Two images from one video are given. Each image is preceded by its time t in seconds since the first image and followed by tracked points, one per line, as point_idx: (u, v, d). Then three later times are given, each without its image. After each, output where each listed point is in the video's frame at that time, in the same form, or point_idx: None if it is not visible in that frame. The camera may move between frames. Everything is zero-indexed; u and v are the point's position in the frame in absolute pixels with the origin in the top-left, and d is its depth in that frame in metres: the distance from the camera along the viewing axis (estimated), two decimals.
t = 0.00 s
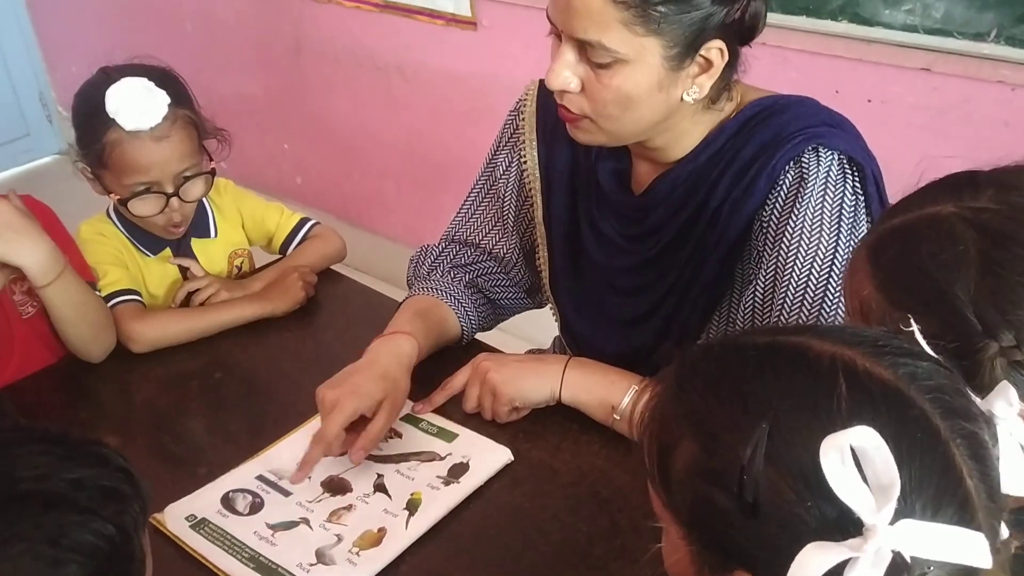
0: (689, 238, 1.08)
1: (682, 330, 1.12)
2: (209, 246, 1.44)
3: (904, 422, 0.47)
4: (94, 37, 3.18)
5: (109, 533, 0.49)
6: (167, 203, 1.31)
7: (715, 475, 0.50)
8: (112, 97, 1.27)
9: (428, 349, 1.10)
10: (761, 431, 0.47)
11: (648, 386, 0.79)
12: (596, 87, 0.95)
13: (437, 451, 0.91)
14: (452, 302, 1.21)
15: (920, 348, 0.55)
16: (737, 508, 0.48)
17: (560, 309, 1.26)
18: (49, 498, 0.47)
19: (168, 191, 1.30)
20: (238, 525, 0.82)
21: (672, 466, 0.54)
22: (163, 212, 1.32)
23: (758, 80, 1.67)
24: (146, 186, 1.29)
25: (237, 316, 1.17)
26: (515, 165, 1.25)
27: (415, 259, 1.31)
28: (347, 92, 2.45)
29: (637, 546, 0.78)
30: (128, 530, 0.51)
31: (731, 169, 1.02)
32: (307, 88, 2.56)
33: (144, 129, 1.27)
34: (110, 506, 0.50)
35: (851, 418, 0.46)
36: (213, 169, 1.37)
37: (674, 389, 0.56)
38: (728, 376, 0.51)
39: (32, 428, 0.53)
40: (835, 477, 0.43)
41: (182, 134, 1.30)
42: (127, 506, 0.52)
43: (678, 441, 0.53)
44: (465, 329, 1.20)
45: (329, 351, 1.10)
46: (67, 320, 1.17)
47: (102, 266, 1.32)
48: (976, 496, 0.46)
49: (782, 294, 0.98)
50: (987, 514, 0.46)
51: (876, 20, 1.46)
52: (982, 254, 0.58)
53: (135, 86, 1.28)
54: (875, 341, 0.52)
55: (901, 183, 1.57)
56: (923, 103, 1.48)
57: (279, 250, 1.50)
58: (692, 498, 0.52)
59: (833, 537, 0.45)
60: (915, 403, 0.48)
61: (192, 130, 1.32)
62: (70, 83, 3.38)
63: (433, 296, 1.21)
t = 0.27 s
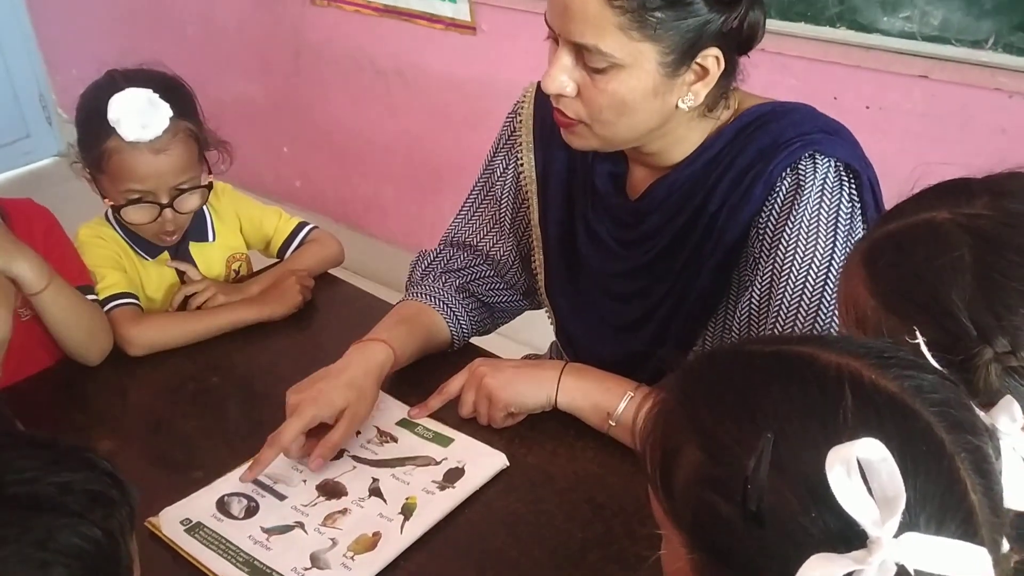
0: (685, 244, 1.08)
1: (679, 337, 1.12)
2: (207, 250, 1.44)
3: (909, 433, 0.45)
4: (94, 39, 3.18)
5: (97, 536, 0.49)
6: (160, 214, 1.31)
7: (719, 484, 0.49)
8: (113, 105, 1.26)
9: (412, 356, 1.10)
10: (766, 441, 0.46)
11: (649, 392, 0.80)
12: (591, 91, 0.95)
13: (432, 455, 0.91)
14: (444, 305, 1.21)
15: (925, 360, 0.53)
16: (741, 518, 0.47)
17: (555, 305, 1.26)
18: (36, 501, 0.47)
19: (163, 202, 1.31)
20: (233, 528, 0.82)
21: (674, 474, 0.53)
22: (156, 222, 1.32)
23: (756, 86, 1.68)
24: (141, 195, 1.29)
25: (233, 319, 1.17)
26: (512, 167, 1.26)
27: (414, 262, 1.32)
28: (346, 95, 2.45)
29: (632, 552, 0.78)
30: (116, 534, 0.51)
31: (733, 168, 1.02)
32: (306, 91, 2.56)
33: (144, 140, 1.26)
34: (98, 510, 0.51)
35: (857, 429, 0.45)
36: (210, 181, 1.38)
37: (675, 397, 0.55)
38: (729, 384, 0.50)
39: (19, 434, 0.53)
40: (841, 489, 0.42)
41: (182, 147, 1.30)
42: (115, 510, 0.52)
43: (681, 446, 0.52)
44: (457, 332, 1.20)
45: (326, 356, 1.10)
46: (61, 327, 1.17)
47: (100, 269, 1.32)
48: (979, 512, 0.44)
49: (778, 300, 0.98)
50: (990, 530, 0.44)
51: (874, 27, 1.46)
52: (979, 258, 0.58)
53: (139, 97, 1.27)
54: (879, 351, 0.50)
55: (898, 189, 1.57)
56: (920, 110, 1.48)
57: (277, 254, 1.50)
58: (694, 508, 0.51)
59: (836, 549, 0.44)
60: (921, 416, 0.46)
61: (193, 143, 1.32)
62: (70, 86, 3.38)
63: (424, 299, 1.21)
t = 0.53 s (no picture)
0: (685, 255, 1.08)
1: (681, 345, 1.12)
2: (210, 255, 1.45)
3: (943, 452, 0.45)
4: (98, 43, 3.19)
5: (101, 534, 0.49)
6: (156, 223, 1.32)
7: (743, 494, 0.48)
8: (117, 113, 1.26)
9: (415, 362, 1.09)
10: (797, 455, 0.45)
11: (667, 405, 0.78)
12: (601, 111, 0.95)
13: (434, 461, 0.91)
14: (447, 311, 1.21)
15: (954, 377, 0.53)
16: (768, 531, 0.46)
17: (555, 314, 1.26)
18: (40, 500, 0.48)
19: (160, 211, 1.31)
20: (235, 533, 0.82)
21: (696, 482, 0.52)
22: (151, 230, 1.33)
23: (759, 94, 1.68)
24: (140, 203, 1.30)
25: (236, 323, 1.17)
26: (513, 175, 1.26)
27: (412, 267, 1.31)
28: (349, 101, 2.46)
29: (634, 559, 0.78)
30: (120, 532, 0.51)
31: (727, 185, 1.03)
32: (309, 96, 2.57)
33: (145, 150, 1.26)
34: (101, 509, 0.51)
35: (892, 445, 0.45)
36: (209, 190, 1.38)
37: (700, 402, 0.54)
38: (756, 395, 0.50)
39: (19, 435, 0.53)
40: (876, 508, 0.41)
41: (184, 159, 1.30)
42: (117, 509, 0.52)
43: (707, 456, 0.51)
44: (462, 338, 1.20)
45: (328, 360, 1.10)
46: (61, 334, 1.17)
47: (103, 273, 1.32)
48: (1013, 534, 0.44)
49: (780, 307, 0.98)
50: None
51: (877, 35, 1.47)
52: (983, 269, 0.58)
53: (144, 107, 1.27)
54: (913, 367, 0.50)
55: (901, 197, 1.57)
56: (923, 118, 1.48)
57: (280, 259, 1.50)
58: (720, 520, 0.49)
59: (867, 566, 0.43)
60: (956, 436, 0.46)
61: (195, 155, 1.32)
62: (74, 89, 3.39)
63: (427, 306, 1.21)
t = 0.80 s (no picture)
0: (688, 261, 1.08)
1: (685, 350, 1.12)
2: (214, 257, 1.45)
3: (967, 463, 0.45)
4: (103, 47, 3.21)
5: (101, 528, 0.50)
6: (160, 226, 1.32)
7: (763, 500, 0.47)
8: (126, 118, 1.27)
9: (419, 365, 1.09)
10: (820, 462, 0.45)
11: (680, 415, 0.77)
12: (609, 126, 0.95)
13: (437, 463, 0.92)
14: (451, 314, 1.21)
15: (975, 389, 0.54)
16: (788, 537, 0.46)
17: (560, 322, 1.27)
18: (40, 494, 0.48)
19: (164, 214, 1.32)
20: (239, 535, 0.82)
21: (709, 485, 0.52)
22: (154, 233, 1.33)
23: (763, 100, 1.68)
24: (144, 204, 1.30)
25: (240, 326, 1.17)
26: (518, 180, 1.27)
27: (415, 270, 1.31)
28: (353, 105, 2.47)
29: (637, 562, 0.78)
30: (121, 526, 0.52)
31: (731, 189, 1.03)
32: (313, 100, 2.58)
33: (152, 154, 1.27)
34: (102, 502, 0.52)
35: (918, 458, 0.45)
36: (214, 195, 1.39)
37: (716, 405, 0.54)
38: (777, 401, 0.49)
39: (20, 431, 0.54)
40: (900, 519, 0.42)
41: (190, 164, 1.31)
42: (116, 502, 0.53)
43: (724, 459, 0.50)
44: (465, 340, 1.20)
45: (331, 363, 1.10)
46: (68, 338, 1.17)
47: (108, 275, 1.32)
48: None
49: (782, 312, 0.98)
50: None
51: (880, 42, 1.47)
52: (988, 273, 0.58)
53: (152, 112, 1.28)
54: (937, 379, 0.51)
55: (904, 203, 1.58)
56: (926, 125, 1.49)
57: (284, 261, 1.51)
58: (739, 525, 0.49)
59: None
60: (979, 448, 0.46)
61: (202, 161, 1.33)
62: (79, 93, 3.41)
63: (431, 308, 1.21)
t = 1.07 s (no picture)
0: (692, 265, 1.09)
1: (689, 354, 1.12)
2: (220, 260, 1.46)
3: (978, 468, 0.45)
4: (109, 50, 3.22)
5: (88, 539, 0.50)
6: (167, 227, 1.33)
7: (773, 503, 0.47)
8: (137, 119, 1.28)
9: (423, 368, 1.10)
10: (831, 466, 0.45)
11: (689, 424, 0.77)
12: (611, 126, 0.96)
13: (441, 465, 0.92)
14: (454, 317, 1.21)
15: (985, 394, 0.54)
16: (797, 540, 0.46)
17: (565, 327, 1.27)
18: (31, 503, 0.49)
19: (172, 216, 1.32)
20: (242, 536, 0.82)
21: (719, 490, 0.52)
22: (162, 234, 1.33)
23: (767, 105, 1.69)
24: (153, 206, 1.31)
25: (245, 328, 1.17)
26: (523, 183, 1.27)
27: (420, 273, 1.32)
28: (358, 109, 2.48)
29: (640, 565, 0.78)
30: (113, 531, 0.53)
31: (736, 193, 1.03)
32: (318, 104, 2.59)
33: (162, 156, 1.28)
34: (93, 509, 0.52)
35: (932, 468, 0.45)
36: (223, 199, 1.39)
37: (728, 409, 0.54)
38: (790, 406, 0.49)
39: (18, 432, 0.55)
40: (910, 523, 0.41)
41: (200, 167, 1.32)
42: (110, 506, 0.54)
43: (735, 463, 0.50)
44: (469, 343, 1.20)
45: (335, 365, 1.10)
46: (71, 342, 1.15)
47: (113, 275, 1.33)
48: None
49: (786, 317, 0.99)
50: None
51: (885, 48, 1.47)
52: (1001, 277, 0.59)
53: (164, 114, 1.28)
54: (946, 384, 0.51)
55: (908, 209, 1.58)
56: (930, 130, 1.49)
57: (289, 264, 1.51)
58: (749, 528, 0.49)
59: None
60: (989, 452, 0.46)
61: (211, 164, 1.34)
62: (84, 95, 3.42)
63: (435, 311, 1.21)
